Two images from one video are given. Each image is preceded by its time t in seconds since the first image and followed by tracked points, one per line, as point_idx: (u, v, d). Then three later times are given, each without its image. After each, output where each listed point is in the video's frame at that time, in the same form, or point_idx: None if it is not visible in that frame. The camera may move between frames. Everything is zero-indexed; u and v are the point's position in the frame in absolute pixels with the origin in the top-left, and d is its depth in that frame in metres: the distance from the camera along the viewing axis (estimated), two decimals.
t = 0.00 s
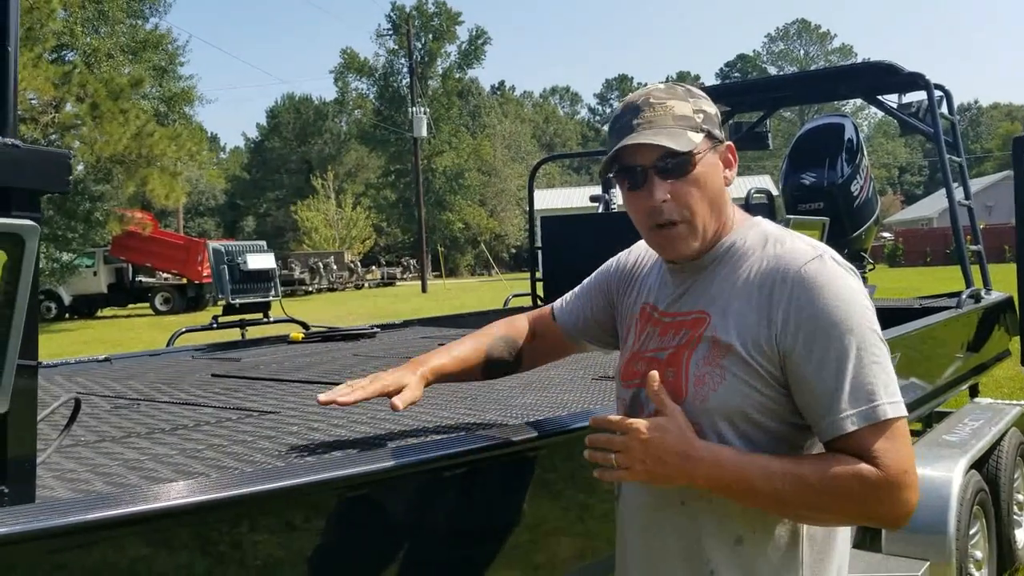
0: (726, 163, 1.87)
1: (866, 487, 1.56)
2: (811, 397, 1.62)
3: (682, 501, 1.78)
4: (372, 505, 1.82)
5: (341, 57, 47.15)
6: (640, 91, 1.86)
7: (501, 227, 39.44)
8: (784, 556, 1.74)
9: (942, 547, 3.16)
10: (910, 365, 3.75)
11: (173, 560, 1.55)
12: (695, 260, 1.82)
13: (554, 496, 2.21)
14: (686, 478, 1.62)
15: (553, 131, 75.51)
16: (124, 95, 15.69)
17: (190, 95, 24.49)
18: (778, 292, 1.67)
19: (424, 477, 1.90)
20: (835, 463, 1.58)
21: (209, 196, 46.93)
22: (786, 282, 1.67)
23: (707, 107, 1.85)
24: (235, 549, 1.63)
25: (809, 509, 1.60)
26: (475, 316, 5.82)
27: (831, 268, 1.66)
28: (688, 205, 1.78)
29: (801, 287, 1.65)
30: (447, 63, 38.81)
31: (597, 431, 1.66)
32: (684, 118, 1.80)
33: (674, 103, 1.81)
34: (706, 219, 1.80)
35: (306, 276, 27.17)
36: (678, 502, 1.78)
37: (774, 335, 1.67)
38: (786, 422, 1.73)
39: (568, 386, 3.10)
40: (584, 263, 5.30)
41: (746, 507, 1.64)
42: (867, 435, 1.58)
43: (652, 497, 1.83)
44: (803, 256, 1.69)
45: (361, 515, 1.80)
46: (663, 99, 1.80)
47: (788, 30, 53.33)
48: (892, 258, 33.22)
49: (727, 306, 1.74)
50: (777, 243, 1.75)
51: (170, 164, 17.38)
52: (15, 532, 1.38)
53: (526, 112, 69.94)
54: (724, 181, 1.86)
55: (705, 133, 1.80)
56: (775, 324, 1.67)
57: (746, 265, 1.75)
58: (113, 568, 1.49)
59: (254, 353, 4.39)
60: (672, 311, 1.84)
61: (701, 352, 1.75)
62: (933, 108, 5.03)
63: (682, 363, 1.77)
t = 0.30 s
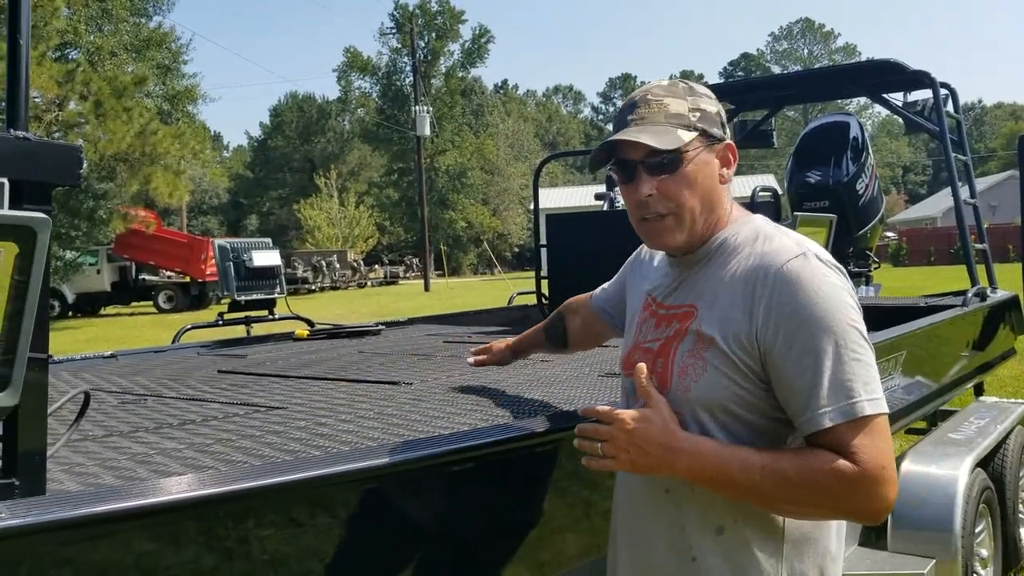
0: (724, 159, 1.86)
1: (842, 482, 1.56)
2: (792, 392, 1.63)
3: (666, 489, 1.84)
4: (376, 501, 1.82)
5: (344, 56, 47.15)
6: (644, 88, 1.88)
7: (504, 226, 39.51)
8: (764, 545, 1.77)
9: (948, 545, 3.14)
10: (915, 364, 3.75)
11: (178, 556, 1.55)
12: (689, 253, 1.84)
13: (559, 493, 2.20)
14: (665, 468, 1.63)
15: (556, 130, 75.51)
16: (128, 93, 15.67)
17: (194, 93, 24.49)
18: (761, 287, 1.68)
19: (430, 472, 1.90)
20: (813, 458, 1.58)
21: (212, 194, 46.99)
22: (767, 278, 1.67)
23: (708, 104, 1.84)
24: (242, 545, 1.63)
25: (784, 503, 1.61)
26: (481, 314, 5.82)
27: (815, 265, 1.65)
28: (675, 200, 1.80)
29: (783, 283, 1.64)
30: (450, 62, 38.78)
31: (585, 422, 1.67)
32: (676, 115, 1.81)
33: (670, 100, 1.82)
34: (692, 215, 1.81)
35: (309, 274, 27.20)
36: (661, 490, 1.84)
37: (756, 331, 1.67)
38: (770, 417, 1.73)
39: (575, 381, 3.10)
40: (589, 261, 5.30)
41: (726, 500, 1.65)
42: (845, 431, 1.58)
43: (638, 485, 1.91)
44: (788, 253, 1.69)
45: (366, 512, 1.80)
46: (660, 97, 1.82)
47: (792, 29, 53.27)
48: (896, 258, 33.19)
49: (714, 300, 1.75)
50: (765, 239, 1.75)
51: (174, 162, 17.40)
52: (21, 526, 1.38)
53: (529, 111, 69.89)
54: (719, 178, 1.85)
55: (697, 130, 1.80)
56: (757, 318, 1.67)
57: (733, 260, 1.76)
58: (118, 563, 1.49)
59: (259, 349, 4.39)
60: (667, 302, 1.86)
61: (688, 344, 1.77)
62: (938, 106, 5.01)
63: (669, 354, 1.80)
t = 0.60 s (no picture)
0: (677, 170, 1.79)
1: (785, 487, 1.57)
2: (745, 395, 1.64)
3: (638, 481, 1.87)
4: (375, 500, 1.81)
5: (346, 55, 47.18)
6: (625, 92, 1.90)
7: (505, 225, 39.57)
8: (729, 540, 1.79)
9: (950, 543, 3.13)
10: (917, 362, 3.75)
11: (179, 555, 1.55)
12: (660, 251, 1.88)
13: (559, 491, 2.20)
14: (622, 463, 1.65)
15: (557, 128, 75.52)
16: (130, 92, 15.67)
17: (195, 92, 24.51)
18: (719, 292, 1.68)
19: (429, 472, 1.90)
20: (763, 462, 1.59)
21: (214, 194, 47.04)
22: (726, 282, 1.68)
23: (658, 114, 1.79)
24: (243, 544, 1.63)
25: (731, 504, 1.62)
26: (481, 313, 5.83)
27: (775, 272, 1.65)
28: (617, 210, 1.86)
29: (740, 288, 1.65)
30: (452, 61, 38.78)
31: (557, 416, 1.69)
32: (618, 129, 1.83)
33: (622, 110, 1.84)
34: (631, 224, 1.86)
35: (311, 273, 27.24)
36: (634, 482, 1.88)
37: (713, 332, 1.69)
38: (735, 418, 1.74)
39: (577, 380, 3.10)
40: (590, 260, 5.29)
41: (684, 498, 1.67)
42: (795, 436, 1.58)
43: (616, 476, 1.94)
44: (751, 256, 1.69)
45: (366, 512, 1.80)
46: (618, 105, 1.86)
47: (793, 27, 53.28)
48: (897, 256, 33.20)
49: (682, 301, 1.77)
50: (734, 242, 1.75)
51: (176, 161, 17.41)
52: (18, 525, 1.37)
53: (531, 109, 69.87)
54: (668, 188, 1.81)
55: (636, 143, 1.79)
56: (715, 321, 1.68)
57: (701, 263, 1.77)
58: (119, 562, 1.49)
59: (260, 349, 4.39)
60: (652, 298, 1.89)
61: (660, 342, 1.79)
62: (940, 104, 5.00)
63: (645, 351, 1.83)
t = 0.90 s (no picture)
0: (669, 169, 1.80)
1: (760, 476, 1.57)
2: (725, 385, 1.65)
3: (636, 473, 1.88)
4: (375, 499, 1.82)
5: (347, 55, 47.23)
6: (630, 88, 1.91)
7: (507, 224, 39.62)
8: (722, 531, 1.79)
9: (949, 542, 3.13)
10: (916, 360, 3.74)
11: (179, 554, 1.56)
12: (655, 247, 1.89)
13: (559, 489, 2.20)
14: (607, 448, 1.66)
15: (558, 127, 75.57)
16: (132, 92, 15.69)
17: (197, 92, 24.54)
18: (706, 285, 1.70)
19: (428, 471, 1.90)
20: (743, 450, 1.60)
21: (215, 193, 47.08)
22: (712, 274, 1.69)
23: (657, 113, 1.79)
24: (242, 543, 1.64)
25: (710, 493, 1.62)
26: (481, 312, 5.84)
27: (759, 264, 1.66)
28: (612, 205, 1.87)
29: (724, 279, 1.66)
30: (453, 60, 38.79)
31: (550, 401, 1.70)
32: (617, 124, 1.83)
33: (624, 105, 1.84)
34: (624, 218, 1.87)
35: (313, 272, 27.27)
36: (630, 473, 1.89)
37: (699, 323, 1.70)
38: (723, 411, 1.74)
39: (576, 379, 3.10)
40: (589, 258, 5.30)
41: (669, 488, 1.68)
42: (774, 427, 1.58)
43: (614, 466, 1.95)
44: (737, 250, 1.70)
45: (365, 511, 1.80)
46: (622, 100, 1.86)
47: (794, 26, 53.28)
48: (898, 254, 33.21)
49: (672, 294, 1.78)
50: (724, 238, 1.76)
51: (177, 161, 17.42)
52: (17, 524, 1.38)
53: (532, 107, 69.88)
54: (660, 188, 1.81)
55: (632, 140, 1.80)
56: (700, 312, 1.69)
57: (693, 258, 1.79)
58: (118, 561, 1.49)
59: (260, 348, 4.40)
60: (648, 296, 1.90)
61: (652, 335, 1.81)
62: (939, 102, 5.01)
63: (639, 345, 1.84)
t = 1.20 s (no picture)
0: (727, 157, 1.88)
1: (800, 463, 1.59)
2: (757, 376, 1.66)
3: (651, 468, 1.88)
4: (376, 494, 1.82)
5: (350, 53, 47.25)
6: (656, 83, 1.95)
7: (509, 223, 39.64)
8: (741, 522, 1.81)
9: (952, 539, 3.13)
10: (918, 357, 3.74)
11: (183, 548, 1.57)
12: (682, 241, 1.90)
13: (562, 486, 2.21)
14: (637, 444, 1.65)
15: (561, 127, 75.59)
16: (135, 91, 15.72)
17: (200, 91, 24.58)
18: (736, 275, 1.71)
19: (430, 467, 1.90)
20: (778, 437, 1.62)
21: (218, 191, 47.12)
22: (740, 266, 1.70)
23: (716, 103, 1.88)
24: (245, 538, 1.64)
25: (746, 481, 1.64)
26: (484, 310, 5.84)
27: (791, 253, 1.68)
28: (668, 188, 1.85)
29: (756, 270, 1.67)
30: (456, 58, 38.76)
31: (572, 401, 1.69)
32: (678, 108, 1.85)
33: (677, 94, 1.88)
34: (684, 204, 1.86)
35: (315, 271, 27.28)
36: (646, 468, 1.89)
37: (729, 314, 1.71)
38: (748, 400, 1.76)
39: (575, 377, 3.10)
40: (591, 257, 5.30)
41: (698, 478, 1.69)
42: (809, 414, 1.60)
43: (622, 463, 1.95)
44: (764, 241, 1.72)
45: (369, 506, 1.81)
46: (669, 90, 1.89)
47: (796, 25, 53.25)
48: (901, 252, 33.18)
49: (694, 287, 1.79)
50: (746, 230, 1.78)
51: (180, 160, 17.44)
52: (20, 519, 1.38)
53: (534, 106, 69.84)
54: (719, 175, 1.88)
55: (698, 125, 1.84)
56: (730, 304, 1.71)
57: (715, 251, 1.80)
58: (121, 557, 1.50)
59: (263, 346, 4.41)
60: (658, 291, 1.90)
61: (672, 328, 1.81)
62: (943, 101, 5.00)
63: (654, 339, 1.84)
